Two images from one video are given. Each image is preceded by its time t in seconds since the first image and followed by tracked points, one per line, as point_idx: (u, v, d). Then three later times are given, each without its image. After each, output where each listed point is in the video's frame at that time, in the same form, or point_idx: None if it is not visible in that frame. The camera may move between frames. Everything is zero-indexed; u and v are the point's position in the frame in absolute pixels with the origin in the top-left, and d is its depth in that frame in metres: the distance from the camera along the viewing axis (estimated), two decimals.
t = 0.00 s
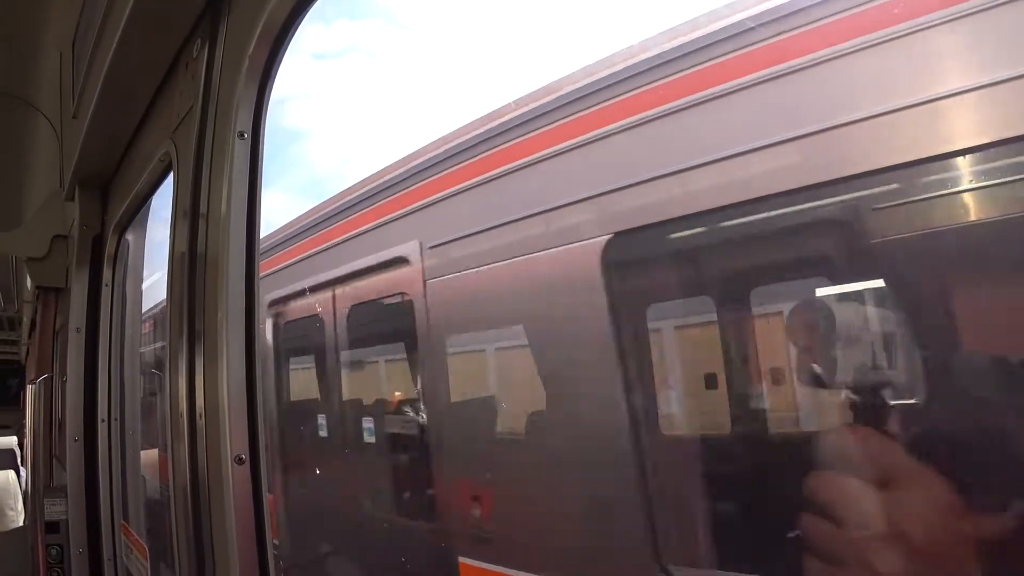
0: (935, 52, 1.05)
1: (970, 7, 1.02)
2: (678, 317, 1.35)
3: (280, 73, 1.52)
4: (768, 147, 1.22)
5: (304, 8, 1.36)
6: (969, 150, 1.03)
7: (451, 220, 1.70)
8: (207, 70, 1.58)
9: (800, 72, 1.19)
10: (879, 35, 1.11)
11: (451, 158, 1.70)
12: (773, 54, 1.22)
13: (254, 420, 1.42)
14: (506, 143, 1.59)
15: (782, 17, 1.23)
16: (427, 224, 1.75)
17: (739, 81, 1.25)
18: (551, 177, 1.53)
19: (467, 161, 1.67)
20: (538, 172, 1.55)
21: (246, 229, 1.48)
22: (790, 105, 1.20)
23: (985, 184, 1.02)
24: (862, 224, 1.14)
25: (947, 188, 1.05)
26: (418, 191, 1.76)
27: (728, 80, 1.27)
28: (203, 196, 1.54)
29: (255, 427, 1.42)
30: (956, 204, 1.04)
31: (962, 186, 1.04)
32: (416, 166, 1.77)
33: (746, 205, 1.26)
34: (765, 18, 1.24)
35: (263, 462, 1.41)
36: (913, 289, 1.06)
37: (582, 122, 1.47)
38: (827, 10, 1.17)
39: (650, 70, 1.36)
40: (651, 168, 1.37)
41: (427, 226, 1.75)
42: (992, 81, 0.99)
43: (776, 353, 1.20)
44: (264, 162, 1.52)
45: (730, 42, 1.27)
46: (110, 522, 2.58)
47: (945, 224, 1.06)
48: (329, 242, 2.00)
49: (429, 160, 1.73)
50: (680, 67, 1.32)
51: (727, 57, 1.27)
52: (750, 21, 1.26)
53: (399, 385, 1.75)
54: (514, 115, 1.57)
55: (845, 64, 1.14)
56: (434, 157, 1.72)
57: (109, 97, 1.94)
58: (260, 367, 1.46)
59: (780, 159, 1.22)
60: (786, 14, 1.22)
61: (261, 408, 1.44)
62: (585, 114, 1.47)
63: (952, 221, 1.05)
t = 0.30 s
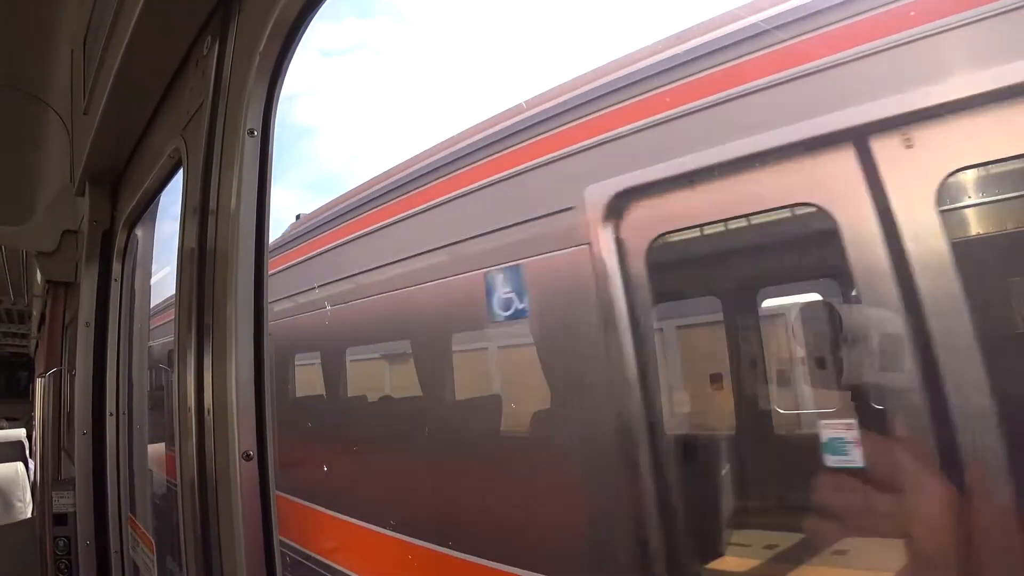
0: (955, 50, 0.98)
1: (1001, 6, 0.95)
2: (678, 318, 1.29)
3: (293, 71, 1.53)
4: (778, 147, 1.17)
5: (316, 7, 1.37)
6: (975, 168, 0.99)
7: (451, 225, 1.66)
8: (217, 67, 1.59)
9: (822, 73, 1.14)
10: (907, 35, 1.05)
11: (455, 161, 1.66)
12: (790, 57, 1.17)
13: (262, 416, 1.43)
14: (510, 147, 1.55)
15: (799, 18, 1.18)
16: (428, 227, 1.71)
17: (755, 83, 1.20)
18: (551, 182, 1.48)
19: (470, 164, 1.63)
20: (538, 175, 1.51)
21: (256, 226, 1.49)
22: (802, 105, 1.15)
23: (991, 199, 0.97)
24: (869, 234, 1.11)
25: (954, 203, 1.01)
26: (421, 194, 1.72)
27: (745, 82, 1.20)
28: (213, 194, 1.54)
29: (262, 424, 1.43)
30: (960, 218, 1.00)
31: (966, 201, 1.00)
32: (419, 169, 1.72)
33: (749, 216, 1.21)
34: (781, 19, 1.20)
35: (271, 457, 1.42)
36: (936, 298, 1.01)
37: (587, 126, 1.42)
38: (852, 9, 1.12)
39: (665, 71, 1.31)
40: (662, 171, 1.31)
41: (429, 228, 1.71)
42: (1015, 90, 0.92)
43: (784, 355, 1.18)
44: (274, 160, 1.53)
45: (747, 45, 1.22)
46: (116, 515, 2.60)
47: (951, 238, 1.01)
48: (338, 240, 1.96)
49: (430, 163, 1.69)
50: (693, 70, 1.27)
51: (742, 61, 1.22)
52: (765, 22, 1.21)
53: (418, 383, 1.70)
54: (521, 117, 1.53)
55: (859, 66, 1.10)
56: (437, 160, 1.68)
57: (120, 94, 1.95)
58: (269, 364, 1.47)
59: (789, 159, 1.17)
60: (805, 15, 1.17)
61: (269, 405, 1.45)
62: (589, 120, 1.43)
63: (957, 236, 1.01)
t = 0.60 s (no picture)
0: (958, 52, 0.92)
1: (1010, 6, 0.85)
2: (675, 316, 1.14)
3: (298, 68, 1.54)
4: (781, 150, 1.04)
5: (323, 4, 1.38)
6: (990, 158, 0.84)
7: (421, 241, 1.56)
8: (224, 67, 1.60)
9: (837, 73, 0.99)
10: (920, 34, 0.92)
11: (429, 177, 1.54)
12: (806, 55, 1.02)
13: (270, 412, 1.44)
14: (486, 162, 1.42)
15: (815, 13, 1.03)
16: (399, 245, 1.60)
17: (764, 84, 1.06)
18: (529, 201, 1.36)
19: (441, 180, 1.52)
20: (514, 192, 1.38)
21: (262, 224, 1.50)
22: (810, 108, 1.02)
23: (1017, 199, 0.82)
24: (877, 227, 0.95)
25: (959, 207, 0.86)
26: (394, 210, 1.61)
27: (750, 85, 1.07)
28: (220, 192, 1.55)
29: (270, 420, 1.44)
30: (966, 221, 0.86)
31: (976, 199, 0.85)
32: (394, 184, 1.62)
33: (739, 213, 1.08)
34: (798, 17, 1.04)
35: (278, 452, 1.43)
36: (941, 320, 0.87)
37: (573, 136, 1.28)
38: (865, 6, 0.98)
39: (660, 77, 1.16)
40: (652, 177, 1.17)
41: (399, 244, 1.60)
42: (1018, 84, 0.83)
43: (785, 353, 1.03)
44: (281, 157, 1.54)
45: (758, 43, 1.07)
46: (122, 512, 2.61)
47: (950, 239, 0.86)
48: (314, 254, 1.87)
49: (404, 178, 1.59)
50: (691, 75, 1.13)
51: (754, 59, 1.08)
52: (782, 21, 1.06)
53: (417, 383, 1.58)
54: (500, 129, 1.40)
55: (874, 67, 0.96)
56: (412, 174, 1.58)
57: (128, 93, 1.97)
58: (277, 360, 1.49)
59: (788, 162, 1.03)
60: (819, 14, 1.02)
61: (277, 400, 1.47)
62: (574, 131, 1.28)
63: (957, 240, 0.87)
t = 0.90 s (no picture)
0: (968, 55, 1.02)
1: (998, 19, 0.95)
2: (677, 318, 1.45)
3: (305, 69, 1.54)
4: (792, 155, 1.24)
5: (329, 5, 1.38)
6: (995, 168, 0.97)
7: (486, 217, 1.81)
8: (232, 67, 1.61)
9: (828, 80, 1.21)
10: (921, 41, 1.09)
11: (480, 157, 1.80)
12: (802, 63, 1.24)
13: (278, 411, 1.45)
14: (525, 147, 1.68)
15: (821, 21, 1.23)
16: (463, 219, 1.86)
17: (775, 84, 1.27)
18: (573, 180, 1.60)
19: (488, 162, 1.78)
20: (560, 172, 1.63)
21: (271, 225, 1.51)
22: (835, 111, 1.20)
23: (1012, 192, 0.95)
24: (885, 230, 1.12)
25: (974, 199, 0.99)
26: (452, 187, 1.88)
27: (761, 85, 1.29)
28: (229, 192, 1.56)
29: (278, 419, 1.45)
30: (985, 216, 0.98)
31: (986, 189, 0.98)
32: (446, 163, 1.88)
33: (747, 220, 1.30)
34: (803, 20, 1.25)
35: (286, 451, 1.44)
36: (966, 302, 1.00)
37: (624, 118, 1.50)
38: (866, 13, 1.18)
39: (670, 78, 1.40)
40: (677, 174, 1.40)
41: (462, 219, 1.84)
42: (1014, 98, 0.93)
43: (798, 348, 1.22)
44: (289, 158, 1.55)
45: (763, 46, 1.29)
46: (133, 508, 2.63)
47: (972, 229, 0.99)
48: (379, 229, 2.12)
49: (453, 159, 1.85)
50: (726, 65, 1.33)
51: (757, 61, 1.30)
52: (785, 23, 1.27)
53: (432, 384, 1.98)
54: (536, 117, 1.64)
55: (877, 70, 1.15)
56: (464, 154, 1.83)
57: (136, 93, 1.98)
58: (285, 360, 1.50)
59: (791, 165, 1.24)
60: (822, 17, 1.23)
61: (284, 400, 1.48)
62: (597, 124, 1.55)
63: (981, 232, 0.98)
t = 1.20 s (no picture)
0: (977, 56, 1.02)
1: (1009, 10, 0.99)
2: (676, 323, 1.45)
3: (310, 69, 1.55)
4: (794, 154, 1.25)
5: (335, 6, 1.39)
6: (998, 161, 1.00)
7: (492, 216, 1.81)
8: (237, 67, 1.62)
9: (828, 79, 1.20)
10: (925, 36, 1.09)
11: (483, 156, 1.78)
12: (805, 60, 1.23)
13: (282, 410, 1.46)
14: (528, 146, 1.67)
15: (825, 17, 1.21)
16: (469, 218, 1.85)
17: (777, 83, 1.27)
18: (579, 178, 1.61)
19: (491, 161, 1.77)
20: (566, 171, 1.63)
21: (276, 225, 1.51)
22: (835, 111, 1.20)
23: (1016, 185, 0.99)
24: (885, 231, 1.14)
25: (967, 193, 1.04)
26: (456, 185, 1.85)
27: (763, 83, 1.29)
28: (234, 192, 1.57)
29: (282, 418, 1.45)
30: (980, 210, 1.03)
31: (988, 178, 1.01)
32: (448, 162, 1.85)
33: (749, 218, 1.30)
34: (804, 17, 1.23)
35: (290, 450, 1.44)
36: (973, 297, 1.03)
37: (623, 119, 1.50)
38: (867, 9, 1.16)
39: (670, 77, 1.40)
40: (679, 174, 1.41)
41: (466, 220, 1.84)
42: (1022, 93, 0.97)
43: (799, 352, 1.22)
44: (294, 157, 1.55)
45: (765, 44, 1.28)
46: (137, 506, 2.63)
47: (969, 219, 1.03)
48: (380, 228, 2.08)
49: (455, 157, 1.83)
50: (728, 63, 1.33)
51: (760, 59, 1.30)
52: (787, 21, 1.25)
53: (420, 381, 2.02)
54: (537, 117, 1.63)
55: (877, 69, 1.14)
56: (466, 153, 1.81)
57: (142, 93, 1.99)
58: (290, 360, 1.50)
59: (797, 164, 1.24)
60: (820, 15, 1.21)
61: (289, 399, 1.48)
62: (600, 123, 1.55)
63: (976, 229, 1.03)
